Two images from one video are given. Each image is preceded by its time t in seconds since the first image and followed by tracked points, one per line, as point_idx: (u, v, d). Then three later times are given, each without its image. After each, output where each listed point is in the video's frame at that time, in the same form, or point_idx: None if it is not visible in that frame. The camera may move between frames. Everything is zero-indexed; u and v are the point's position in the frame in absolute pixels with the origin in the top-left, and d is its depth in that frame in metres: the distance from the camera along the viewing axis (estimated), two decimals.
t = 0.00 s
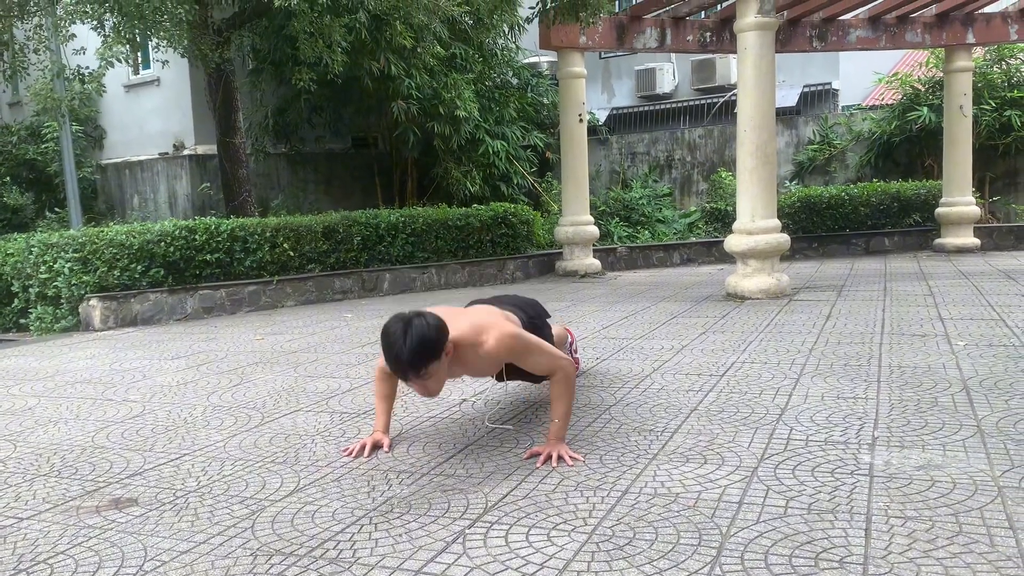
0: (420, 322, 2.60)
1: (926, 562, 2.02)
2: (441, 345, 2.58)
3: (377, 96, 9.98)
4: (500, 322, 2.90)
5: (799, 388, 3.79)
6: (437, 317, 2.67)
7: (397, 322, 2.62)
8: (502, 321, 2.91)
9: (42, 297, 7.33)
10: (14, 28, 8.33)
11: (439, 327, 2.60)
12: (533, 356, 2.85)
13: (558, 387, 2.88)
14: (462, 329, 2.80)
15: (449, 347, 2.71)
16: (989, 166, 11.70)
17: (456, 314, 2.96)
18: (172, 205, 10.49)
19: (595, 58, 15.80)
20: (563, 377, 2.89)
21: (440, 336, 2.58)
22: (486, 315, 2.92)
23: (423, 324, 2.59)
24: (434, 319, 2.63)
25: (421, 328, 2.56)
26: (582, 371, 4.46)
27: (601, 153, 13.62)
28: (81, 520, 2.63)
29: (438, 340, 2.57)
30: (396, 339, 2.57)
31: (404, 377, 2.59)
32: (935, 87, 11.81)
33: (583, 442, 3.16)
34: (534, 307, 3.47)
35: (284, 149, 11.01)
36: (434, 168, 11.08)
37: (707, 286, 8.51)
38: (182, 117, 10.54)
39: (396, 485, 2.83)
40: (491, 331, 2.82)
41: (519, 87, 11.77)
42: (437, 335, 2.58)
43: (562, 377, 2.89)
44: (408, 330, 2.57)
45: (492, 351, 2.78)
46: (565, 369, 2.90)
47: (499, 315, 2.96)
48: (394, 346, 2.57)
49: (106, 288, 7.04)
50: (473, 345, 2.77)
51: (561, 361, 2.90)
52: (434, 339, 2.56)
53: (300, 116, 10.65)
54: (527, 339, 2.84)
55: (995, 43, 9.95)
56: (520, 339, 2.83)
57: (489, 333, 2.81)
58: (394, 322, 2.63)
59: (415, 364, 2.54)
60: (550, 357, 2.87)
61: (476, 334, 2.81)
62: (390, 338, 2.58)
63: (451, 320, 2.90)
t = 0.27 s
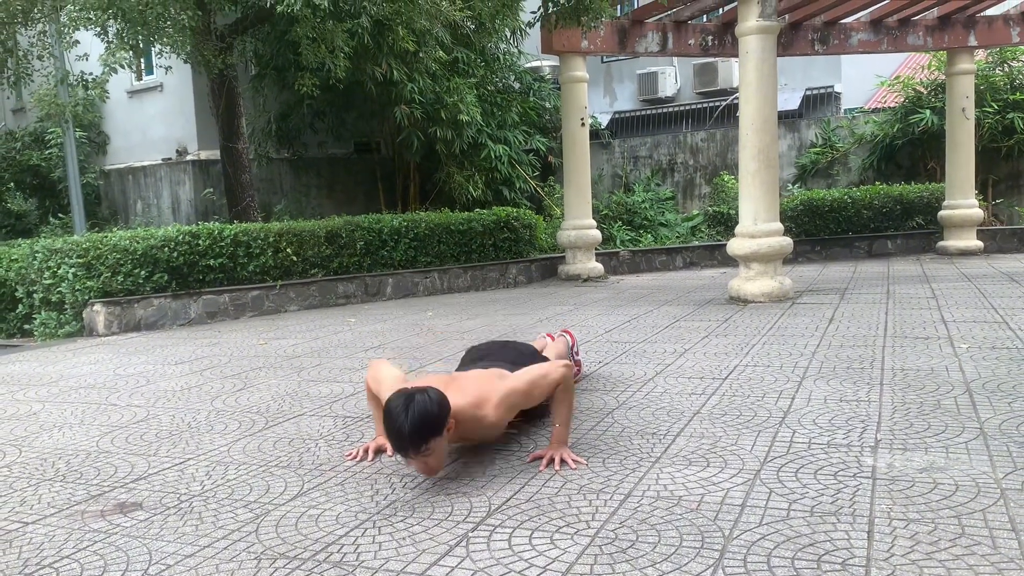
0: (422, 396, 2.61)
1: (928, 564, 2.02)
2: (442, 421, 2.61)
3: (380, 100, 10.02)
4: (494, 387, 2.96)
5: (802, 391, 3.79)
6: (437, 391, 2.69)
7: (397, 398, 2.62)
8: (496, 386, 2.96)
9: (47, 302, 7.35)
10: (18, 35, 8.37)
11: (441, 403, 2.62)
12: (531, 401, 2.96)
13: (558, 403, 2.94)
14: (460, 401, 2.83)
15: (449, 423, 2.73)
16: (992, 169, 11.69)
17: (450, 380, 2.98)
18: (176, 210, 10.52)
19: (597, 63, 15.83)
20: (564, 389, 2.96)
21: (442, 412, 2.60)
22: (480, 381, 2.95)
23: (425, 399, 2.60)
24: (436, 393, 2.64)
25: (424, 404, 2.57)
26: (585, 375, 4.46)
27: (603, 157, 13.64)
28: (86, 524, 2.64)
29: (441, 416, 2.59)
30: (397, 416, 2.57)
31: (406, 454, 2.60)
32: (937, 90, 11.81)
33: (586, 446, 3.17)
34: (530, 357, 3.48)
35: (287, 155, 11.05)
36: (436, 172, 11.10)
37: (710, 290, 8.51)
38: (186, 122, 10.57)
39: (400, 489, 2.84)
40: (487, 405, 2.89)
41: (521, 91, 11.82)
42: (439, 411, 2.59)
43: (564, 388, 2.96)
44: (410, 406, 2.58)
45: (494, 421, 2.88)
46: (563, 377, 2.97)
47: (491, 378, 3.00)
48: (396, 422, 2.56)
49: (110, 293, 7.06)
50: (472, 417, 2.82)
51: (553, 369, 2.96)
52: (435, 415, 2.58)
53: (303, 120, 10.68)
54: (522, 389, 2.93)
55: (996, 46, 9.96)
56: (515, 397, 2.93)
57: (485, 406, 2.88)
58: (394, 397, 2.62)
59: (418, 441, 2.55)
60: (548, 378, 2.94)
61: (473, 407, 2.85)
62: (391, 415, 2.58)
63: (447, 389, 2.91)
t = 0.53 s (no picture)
0: (425, 353, 2.65)
1: (933, 566, 2.02)
2: (446, 376, 2.62)
3: (385, 104, 10.05)
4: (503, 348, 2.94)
5: (808, 394, 3.79)
6: (442, 348, 2.72)
7: (403, 355, 2.66)
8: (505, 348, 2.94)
9: (55, 307, 7.39)
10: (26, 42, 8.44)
11: (445, 358, 2.64)
12: (539, 375, 2.90)
13: (564, 401, 2.92)
14: (466, 357, 2.83)
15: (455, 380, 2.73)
16: (999, 170, 11.65)
17: (460, 341, 2.99)
18: (183, 215, 10.57)
19: (602, 66, 15.84)
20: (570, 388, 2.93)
21: (446, 367, 2.62)
22: (489, 343, 2.95)
23: (429, 355, 2.63)
24: (440, 350, 2.67)
25: (427, 359, 2.61)
26: (590, 378, 4.46)
27: (609, 160, 13.64)
28: (95, 528, 2.66)
29: (445, 371, 2.61)
30: (402, 372, 2.61)
31: (409, 408, 2.63)
32: (944, 92, 11.78)
33: (592, 448, 3.17)
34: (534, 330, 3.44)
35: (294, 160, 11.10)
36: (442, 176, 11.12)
37: (716, 293, 8.50)
38: (193, 128, 10.62)
39: (406, 492, 2.85)
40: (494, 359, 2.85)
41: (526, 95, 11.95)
42: (443, 367, 2.62)
43: (569, 386, 2.93)
44: (413, 362, 2.62)
45: (498, 378, 2.81)
46: (570, 376, 2.94)
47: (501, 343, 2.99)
48: (400, 377, 2.61)
49: (117, 298, 7.10)
50: (479, 375, 2.80)
51: (562, 365, 2.93)
52: (438, 370, 2.60)
53: (309, 125, 10.72)
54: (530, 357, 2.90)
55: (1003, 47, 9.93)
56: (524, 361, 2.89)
57: (492, 361, 2.84)
58: (400, 354, 2.67)
59: (421, 395, 2.58)
60: (557, 371, 2.91)
61: (479, 363, 2.83)
62: (396, 371, 2.62)
63: (456, 349, 2.92)
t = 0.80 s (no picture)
0: (435, 267, 2.67)
1: (938, 567, 2.01)
2: (453, 291, 2.65)
3: (392, 107, 10.07)
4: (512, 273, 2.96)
5: (814, 395, 3.78)
6: (451, 264, 2.74)
7: (412, 267, 2.69)
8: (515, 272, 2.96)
9: (64, 310, 7.43)
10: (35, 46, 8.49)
11: (453, 275, 2.67)
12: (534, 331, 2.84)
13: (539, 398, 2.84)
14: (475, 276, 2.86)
15: (461, 296, 2.77)
16: (1008, 170, 11.59)
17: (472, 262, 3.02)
18: (191, 218, 10.62)
19: (609, 68, 15.85)
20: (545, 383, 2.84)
21: (453, 283, 2.65)
22: (500, 264, 2.98)
23: (438, 269, 2.65)
24: (448, 266, 2.69)
25: (436, 274, 2.63)
26: (596, 379, 4.46)
27: (615, 162, 13.64)
28: (101, 528, 2.67)
29: (452, 288, 2.64)
30: (410, 286, 2.64)
31: (416, 320, 2.67)
32: (952, 92, 11.74)
33: (596, 449, 3.17)
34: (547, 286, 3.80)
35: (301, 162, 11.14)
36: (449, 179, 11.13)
37: (722, 294, 8.48)
38: (200, 131, 10.67)
39: (410, 493, 2.86)
40: (504, 280, 2.88)
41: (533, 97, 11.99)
42: (451, 282, 2.64)
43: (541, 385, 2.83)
44: (422, 276, 2.64)
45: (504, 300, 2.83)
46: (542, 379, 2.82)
47: (512, 267, 3.01)
48: (409, 290, 2.64)
49: (125, 301, 7.14)
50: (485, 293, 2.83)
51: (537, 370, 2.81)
52: (447, 286, 2.63)
53: (316, 128, 10.75)
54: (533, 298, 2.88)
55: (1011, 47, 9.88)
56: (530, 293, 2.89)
57: (501, 282, 2.87)
58: (409, 266, 2.70)
59: (428, 306, 2.60)
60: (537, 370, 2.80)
61: (488, 282, 2.86)
62: (405, 282, 2.66)
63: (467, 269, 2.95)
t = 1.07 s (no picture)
0: (437, 289, 2.62)
1: (945, 572, 1.99)
2: (458, 313, 2.59)
3: (397, 108, 10.08)
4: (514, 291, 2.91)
5: (821, 397, 3.75)
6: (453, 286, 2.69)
7: (414, 291, 2.63)
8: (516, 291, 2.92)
9: (70, 312, 7.44)
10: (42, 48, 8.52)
11: (456, 296, 2.61)
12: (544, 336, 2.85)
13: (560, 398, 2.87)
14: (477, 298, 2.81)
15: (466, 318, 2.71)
16: (1016, 170, 11.52)
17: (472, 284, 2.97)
18: (197, 219, 10.65)
19: (615, 68, 15.83)
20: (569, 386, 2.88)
21: (458, 303, 2.59)
22: (501, 284, 2.93)
23: (441, 291, 2.60)
24: (451, 287, 2.64)
25: (439, 296, 2.58)
26: (601, 381, 4.45)
27: (621, 162, 13.62)
28: (104, 532, 2.67)
29: (456, 308, 2.59)
30: (413, 309, 2.58)
31: (422, 345, 2.60)
32: (960, 91, 11.68)
33: (601, 452, 3.16)
34: (552, 295, 3.71)
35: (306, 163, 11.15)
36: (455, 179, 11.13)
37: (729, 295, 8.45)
38: (206, 133, 10.70)
39: (413, 496, 2.84)
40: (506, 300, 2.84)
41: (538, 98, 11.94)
42: (455, 303, 2.59)
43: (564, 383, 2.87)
44: (425, 299, 2.59)
45: (509, 318, 2.78)
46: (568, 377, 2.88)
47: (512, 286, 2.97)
48: (412, 313, 2.58)
49: (131, 302, 7.15)
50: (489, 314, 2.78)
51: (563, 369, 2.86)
52: (451, 308, 2.57)
53: (322, 129, 10.76)
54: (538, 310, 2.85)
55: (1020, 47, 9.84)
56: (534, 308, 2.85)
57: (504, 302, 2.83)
58: (411, 290, 2.64)
59: (433, 329, 2.54)
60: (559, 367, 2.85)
61: (490, 303, 2.81)
62: (407, 306, 2.60)
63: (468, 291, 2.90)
